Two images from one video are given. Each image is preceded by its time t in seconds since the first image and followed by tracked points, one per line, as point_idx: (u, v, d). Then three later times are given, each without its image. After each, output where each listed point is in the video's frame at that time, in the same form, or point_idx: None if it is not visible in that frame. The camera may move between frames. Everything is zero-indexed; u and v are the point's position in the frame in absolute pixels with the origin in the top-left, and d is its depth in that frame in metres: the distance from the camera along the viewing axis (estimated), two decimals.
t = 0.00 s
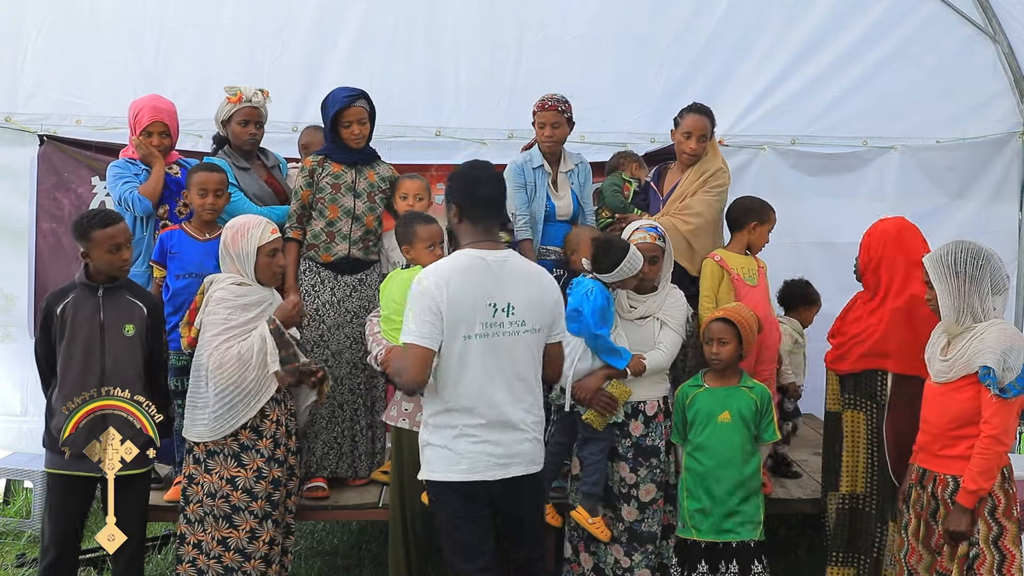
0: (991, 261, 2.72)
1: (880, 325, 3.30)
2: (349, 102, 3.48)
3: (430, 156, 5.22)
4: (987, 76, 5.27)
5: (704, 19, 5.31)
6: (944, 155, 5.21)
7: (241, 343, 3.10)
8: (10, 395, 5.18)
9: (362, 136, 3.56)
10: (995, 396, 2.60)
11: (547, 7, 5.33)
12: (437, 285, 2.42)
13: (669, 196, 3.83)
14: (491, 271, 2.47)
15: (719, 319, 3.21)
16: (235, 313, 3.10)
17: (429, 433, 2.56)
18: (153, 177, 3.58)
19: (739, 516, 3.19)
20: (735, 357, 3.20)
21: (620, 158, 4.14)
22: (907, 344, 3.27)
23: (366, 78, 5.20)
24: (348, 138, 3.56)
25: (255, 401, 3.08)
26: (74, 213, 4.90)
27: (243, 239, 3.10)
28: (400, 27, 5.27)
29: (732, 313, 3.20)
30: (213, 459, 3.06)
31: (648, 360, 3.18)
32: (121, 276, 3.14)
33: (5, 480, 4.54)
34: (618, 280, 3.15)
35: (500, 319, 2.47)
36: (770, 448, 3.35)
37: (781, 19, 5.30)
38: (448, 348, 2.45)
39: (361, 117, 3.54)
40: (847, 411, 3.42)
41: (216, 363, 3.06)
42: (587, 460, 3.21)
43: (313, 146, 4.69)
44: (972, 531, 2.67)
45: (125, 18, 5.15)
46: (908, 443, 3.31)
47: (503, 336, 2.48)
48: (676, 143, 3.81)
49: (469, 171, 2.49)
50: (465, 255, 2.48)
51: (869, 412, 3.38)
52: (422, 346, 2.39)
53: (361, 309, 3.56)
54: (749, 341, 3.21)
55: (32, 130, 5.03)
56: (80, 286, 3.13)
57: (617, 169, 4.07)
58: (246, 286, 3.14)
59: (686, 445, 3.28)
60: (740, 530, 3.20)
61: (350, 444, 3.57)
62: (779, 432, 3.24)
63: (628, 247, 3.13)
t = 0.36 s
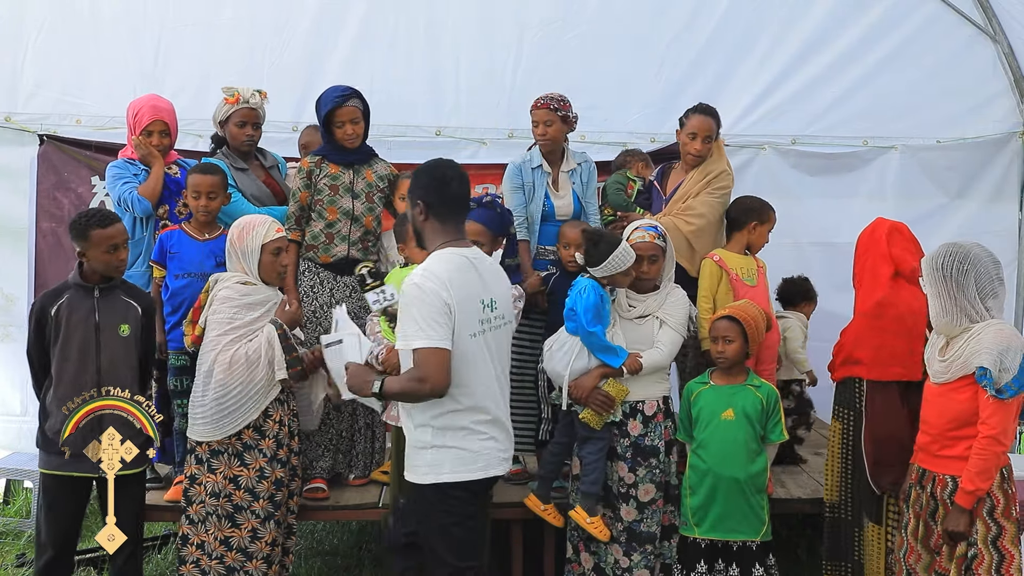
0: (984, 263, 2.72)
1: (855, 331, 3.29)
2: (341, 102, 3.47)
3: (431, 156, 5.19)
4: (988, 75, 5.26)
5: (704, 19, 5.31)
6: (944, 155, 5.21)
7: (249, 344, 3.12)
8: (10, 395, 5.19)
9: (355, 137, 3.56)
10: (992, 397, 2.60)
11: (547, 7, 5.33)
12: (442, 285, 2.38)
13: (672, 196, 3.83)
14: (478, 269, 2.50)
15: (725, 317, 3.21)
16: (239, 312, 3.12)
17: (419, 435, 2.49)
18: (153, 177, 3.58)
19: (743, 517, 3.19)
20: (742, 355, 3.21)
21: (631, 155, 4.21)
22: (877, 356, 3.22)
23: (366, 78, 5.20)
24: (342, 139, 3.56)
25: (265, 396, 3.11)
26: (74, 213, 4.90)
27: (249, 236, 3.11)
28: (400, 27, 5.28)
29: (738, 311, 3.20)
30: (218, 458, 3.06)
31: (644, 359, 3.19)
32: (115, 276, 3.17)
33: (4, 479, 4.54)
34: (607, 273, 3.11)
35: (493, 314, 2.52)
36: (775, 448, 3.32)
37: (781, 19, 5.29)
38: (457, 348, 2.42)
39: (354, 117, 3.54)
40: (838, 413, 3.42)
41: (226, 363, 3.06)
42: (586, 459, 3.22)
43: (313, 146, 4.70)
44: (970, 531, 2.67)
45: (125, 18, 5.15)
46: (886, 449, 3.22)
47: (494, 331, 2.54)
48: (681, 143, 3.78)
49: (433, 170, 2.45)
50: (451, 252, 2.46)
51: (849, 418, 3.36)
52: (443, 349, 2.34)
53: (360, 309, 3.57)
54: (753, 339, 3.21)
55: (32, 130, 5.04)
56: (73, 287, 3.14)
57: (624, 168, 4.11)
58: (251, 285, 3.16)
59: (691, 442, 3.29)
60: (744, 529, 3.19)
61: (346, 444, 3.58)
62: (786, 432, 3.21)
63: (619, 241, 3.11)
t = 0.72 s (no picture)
0: (984, 263, 2.73)
1: (852, 327, 3.29)
2: (336, 105, 3.47)
3: (431, 156, 5.20)
4: (988, 75, 5.26)
5: (704, 19, 5.31)
6: (944, 155, 5.21)
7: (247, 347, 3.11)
8: (9, 395, 5.18)
9: (352, 139, 3.55)
10: (991, 396, 2.60)
11: (547, 6, 5.33)
12: (394, 286, 2.34)
13: (672, 195, 3.83)
14: (425, 273, 2.49)
15: (726, 318, 3.21)
16: (238, 315, 3.10)
17: (371, 440, 2.42)
18: (151, 177, 3.59)
19: (744, 517, 3.18)
20: (744, 354, 3.21)
21: (630, 157, 4.17)
22: (880, 344, 3.19)
23: (366, 78, 5.20)
24: (338, 141, 3.56)
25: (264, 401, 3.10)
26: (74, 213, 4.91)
27: (255, 239, 3.07)
28: (401, 28, 5.28)
29: (740, 311, 3.20)
30: (203, 459, 3.07)
31: (640, 359, 3.19)
32: (103, 273, 3.18)
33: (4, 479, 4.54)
34: (600, 270, 3.16)
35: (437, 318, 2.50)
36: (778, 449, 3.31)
37: (781, 19, 5.29)
38: (407, 350, 2.39)
39: (350, 119, 3.54)
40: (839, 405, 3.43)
41: (225, 368, 3.06)
42: (583, 459, 3.22)
43: (313, 146, 4.65)
44: (969, 531, 2.67)
45: (125, 18, 5.15)
46: (880, 442, 3.20)
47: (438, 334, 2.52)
48: (684, 143, 3.78)
49: (376, 176, 2.44)
50: (398, 255, 2.42)
51: (848, 412, 3.37)
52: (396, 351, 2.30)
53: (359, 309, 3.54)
54: (756, 340, 3.21)
55: (32, 130, 5.03)
56: (61, 285, 3.14)
57: (626, 167, 4.10)
58: (251, 288, 3.12)
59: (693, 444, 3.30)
60: (744, 530, 3.19)
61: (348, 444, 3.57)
62: (790, 433, 3.20)
63: (616, 238, 3.16)
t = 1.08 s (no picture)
0: (985, 262, 2.73)
1: (851, 326, 3.28)
2: (335, 113, 3.47)
3: (431, 156, 5.22)
4: (988, 76, 5.27)
5: (704, 20, 5.31)
6: (944, 155, 5.23)
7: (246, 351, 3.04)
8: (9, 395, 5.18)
9: (350, 147, 3.56)
10: (990, 396, 2.60)
11: (547, 7, 5.33)
12: (306, 267, 2.32)
13: (670, 196, 3.83)
14: (354, 260, 2.45)
15: (726, 320, 3.20)
16: (238, 317, 3.03)
17: (280, 422, 2.41)
18: (148, 177, 3.59)
19: (743, 519, 3.17)
20: (743, 359, 3.19)
21: (624, 157, 4.19)
22: (872, 343, 3.20)
23: (367, 79, 5.21)
24: (336, 147, 3.57)
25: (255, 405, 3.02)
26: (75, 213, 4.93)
27: (264, 244, 2.98)
28: (401, 28, 5.28)
29: (738, 314, 3.19)
30: (197, 458, 3.06)
31: (640, 360, 3.19)
32: (88, 274, 3.18)
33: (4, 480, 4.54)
34: (596, 268, 3.16)
35: (362, 309, 2.44)
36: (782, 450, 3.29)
37: (781, 19, 5.29)
38: (312, 332, 2.35)
39: (350, 128, 3.54)
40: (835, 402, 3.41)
41: (218, 371, 3.01)
42: (582, 460, 3.22)
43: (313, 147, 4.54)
44: (969, 530, 2.67)
45: (126, 18, 5.15)
46: (873, 439, 3.20)
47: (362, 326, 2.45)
48: (679, 143, 3.77)
49: (324, 166, 2.47)
50: (328, 241, 2.42)
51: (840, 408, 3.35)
52: (290, 329, 2.27)
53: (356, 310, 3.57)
54: (756, 343, 3.19)
55: (33, 130, 5.04)
56: (46, 290, 3.12)
57: (621, 168, 4.10)
58: (253, 291, 3.04)
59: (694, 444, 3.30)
60: (744, 532, 3.17)
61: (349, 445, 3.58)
62: (790, 434, 3.18)
63: (613, 239, 3.18)
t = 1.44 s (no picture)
0: (986, 260, 2.70)
1: (851, 326, 3.28)
2: (331, 115, 3.48)
3: (430, 156, 5.26)
4: (988, 76, 5.26)
5: (704, 20, 5.31)
6: (944, 155, 5.25)
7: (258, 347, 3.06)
8: (9, 395, 5.20)
9: (349, 147, 3.57)
10: (986, 394, 2.60)
11: (547, 7, 5.32)
12: (224, 268, 2.41)
13: (671, 199, 3.82)
14: (283, 259, 2.49)
15: (728, 323, 3.17)
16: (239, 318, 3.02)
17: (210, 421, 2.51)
18: (144, 177, 3.57)
19: (743, 519, 3.16)
20: (743, 363, 3.17)
21: (623, 153, 4.20)
22: (870, 343, 3.19)
23: (367, 79, 5.22)
24: (336, 149, 3.58)
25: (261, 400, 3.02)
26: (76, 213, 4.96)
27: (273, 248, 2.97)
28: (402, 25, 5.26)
29: (741, 317, 3.17)
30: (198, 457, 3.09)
31: (641, 360, 3.19)
32: (111, 274, 3.17)
33: (4, 480, 4.55)
34: (594, 267, 3.17)
35: (288, 307, 2.47)
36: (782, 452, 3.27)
37: (781, 19, 5.28)
38: (232, 332, 2.42)
39: (347, 129, 3.54)
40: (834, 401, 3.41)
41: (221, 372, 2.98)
42: (581, 460, 3.22)
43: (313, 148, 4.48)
44: (967, 530, 2.67)
45: (126, 18, 5.15)
46: (870, 438, 3.21)
47: (289, 325, 2.48)
48: (678, 144, 3.77)
49: (268, 164, 2.54)
50: (256, 241, 2.49)
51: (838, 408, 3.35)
52: (204, 330, 2.35)
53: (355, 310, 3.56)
54: (756, 349, 3.17)
55: (34, 130, 5.06)
56: (71, 287, 3.12)
57: (620, 166, 4.13)
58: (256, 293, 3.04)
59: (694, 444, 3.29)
60: (744, 533, 3.17)
61: (349, 445, 3.58)
62: (790, 437, 3.15)
63: (612, 238, 3.19)
